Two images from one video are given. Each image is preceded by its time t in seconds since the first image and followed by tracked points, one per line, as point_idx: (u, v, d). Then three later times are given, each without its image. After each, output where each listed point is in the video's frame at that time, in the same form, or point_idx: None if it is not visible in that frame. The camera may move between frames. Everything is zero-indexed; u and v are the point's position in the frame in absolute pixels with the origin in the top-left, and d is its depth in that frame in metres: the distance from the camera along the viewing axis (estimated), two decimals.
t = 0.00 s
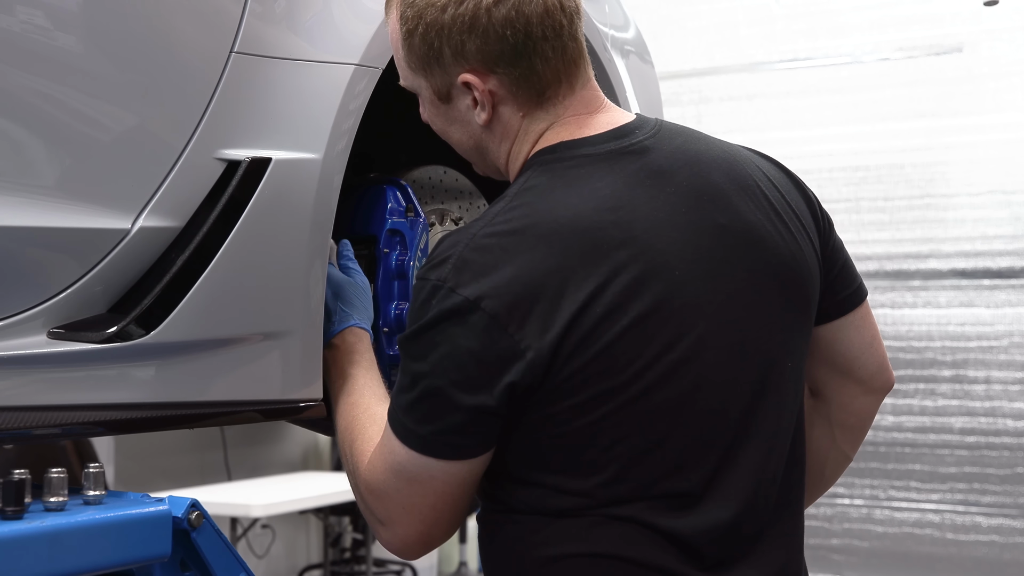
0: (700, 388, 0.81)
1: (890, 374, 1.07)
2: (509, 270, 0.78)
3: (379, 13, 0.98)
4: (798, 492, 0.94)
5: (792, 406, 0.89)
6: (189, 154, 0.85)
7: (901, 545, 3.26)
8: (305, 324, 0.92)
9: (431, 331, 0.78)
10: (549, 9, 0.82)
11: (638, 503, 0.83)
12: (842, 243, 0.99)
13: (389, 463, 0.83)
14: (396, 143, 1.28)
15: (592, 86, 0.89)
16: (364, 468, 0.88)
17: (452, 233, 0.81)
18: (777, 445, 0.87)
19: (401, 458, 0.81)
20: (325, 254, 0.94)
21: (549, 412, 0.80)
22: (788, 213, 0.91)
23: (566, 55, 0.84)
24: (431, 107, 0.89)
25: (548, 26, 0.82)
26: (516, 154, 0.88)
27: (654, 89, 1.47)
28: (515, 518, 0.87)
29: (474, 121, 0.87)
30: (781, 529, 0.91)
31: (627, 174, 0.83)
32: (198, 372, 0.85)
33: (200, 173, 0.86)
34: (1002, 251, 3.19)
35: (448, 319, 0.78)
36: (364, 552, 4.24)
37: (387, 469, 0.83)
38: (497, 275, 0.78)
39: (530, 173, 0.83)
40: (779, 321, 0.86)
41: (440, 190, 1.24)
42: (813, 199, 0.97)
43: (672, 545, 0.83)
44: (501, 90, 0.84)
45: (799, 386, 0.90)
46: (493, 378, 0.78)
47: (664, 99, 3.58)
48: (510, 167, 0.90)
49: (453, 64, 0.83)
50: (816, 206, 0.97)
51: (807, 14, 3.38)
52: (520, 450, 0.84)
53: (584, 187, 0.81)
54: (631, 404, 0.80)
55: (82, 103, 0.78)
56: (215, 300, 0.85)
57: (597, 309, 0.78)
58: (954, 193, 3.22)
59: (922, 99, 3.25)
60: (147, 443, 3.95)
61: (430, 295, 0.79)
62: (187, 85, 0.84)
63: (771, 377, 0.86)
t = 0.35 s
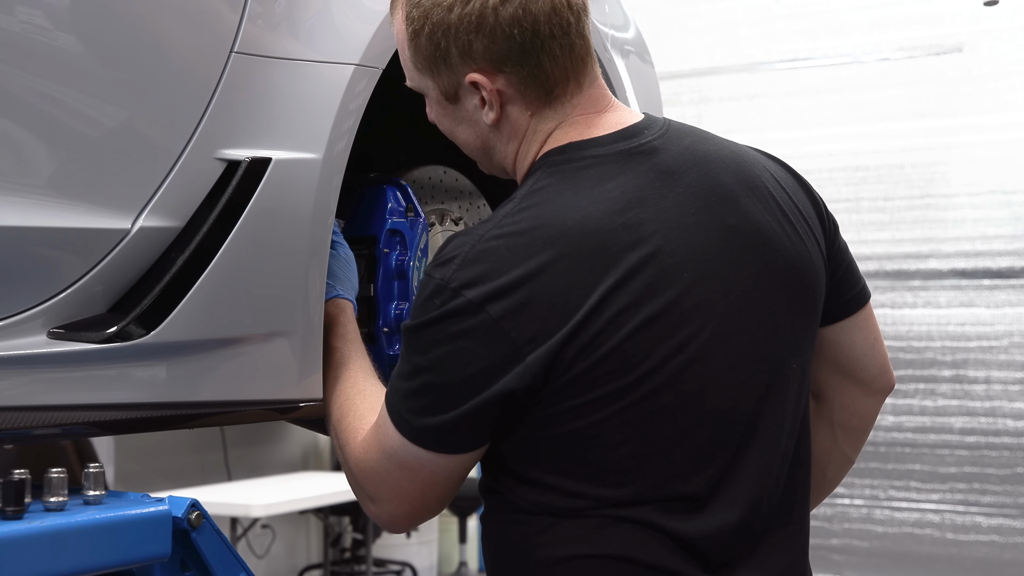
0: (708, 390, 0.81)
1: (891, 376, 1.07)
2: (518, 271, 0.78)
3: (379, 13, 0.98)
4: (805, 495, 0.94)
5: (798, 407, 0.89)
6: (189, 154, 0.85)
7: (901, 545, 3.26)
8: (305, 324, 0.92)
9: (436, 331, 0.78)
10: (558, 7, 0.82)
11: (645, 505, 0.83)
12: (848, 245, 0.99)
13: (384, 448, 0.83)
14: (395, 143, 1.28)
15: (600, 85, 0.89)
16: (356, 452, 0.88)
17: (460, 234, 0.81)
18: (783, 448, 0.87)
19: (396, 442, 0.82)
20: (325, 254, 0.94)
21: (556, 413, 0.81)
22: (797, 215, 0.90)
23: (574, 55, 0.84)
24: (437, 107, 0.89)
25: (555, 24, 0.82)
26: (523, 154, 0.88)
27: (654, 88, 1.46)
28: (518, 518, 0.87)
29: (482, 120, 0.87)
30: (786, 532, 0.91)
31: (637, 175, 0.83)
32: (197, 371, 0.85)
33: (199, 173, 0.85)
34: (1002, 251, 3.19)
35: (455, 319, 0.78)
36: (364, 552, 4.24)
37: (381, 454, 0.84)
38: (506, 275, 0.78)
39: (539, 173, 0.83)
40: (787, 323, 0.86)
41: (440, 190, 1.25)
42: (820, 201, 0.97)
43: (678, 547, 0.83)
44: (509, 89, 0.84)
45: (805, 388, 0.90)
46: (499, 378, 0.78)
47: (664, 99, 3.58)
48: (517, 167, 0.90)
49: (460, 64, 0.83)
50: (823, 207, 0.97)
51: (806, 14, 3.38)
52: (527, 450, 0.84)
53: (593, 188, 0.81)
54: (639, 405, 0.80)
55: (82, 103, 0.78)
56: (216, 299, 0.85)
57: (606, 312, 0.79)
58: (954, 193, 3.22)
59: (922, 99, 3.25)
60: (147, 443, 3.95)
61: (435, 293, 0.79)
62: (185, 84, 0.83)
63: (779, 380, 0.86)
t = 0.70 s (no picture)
0: (709, 393, 0.81)
1: (903, 375, 1.07)
2: (519, 275, 0.78)
3: (379, 13, 0.98)
4: (809, 495, 0.94)
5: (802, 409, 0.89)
6: (189, 154, 0.85)
7: (901, 545, 3.26)
8: (306, 325, 0.92)
9: (437, 338, 0.79)
10: (566, 10, 0.82)
11: (647, 509, 0.83)
12: (853, 244, 0.99)
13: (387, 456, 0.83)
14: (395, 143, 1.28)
15: (605, 86, 0.89)
16: (358, 459, 0.88)
17: (463, 239, 0.82)
18: (786, 449, 0.87)
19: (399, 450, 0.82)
20: (325, 254, 0.94)
21: (559, 418, 0.81)
22: (799, 215, 0.90)
23: (581, 58, 0.84)
24: (442, 106, 0.89)
25: (564, 28, 0.82)
26: (526, 155, 0.88)
27: (654, 88, 1.46)
28: (521, 520, 0.87)
29: (486, 121, 0.87)
30: (791, 532, 0.91)
31: (639, 177, 0.83)
32: (198, 373, 0.85)
33: (200, 173, 0.86)
34: (1002, 251, 3.19)
35: (455, 325, 0.78)
36: (364, 552, 4.24)
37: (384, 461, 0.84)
38: (507, 281, 0.78)
39: (541, 178, 0.84)
40: (789, 324, 0.86)
41: (440, 190, 1.25)
42: (824, 199, 0.97)
43: (681, 551, 0.83)
44: (515, 91, 0.84)
45: (809, 388, 0.90)
46: (499, 383, 0.78)
47: (664, 99, 3.58)
48: (519, 168, 0.90)
49: (466, 65, 0.83)
50: (827, 205, 0.96)
51: (806, 14, 3.38)
52: (529, 453, 0.84)
53: (595, 191, 0.81)
54: (640, 409, 0.80)
55: (81, 103, 0.78)
56: (217, 301, 0.85)
57: (607, 316, 0.78)
58: (954, 193, 3.22)
59: (922, 99, 3.25)
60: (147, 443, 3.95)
61: (437, 300, 0.79)
62: (185, 84, 0.83)
63: (781, 381, 0.86)
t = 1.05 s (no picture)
0: (712, 395, 0.81)
1: (904, 375, 1.07)
2: (522, 277, 0.78)
3: (379, 13, 0.98)
4: (812, 496, 0.94)
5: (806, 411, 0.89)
6: (189, 154, 0.85)
7: (901, 545, 3.26)
8: (308, 325, 0.92)
9: (436, 339, 0.79)
10: (578, 12, 0.82)
11: (649, 510, 0.83)
12: (856, 244, 0.99)
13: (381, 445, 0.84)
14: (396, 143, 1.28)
15: (612, 89, 0.89)
16: (350, 449, 0.89)
17: (466, 240, 0.82)
18: (790, 451, 0.87)
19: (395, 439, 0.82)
20: (326, 254, 0.94)
21: (563, 420, 0.81)
22: (804, 216, 0.90)
23: (591, 61, 0.84)
24: (447, 102, 0.89)
25: (576, 29, 0.82)
26: (531, 154, 0.88)
27: (654, 89, 1.46)
28: (523, 520, 0.87)
29: (493, 120, 0.87)
30: (795, 532, 0.91)
31: (643, 179, 0.83)
32: (198, 372, 0.85)
33: (200, 173, 0.86)
34: (1002, 251, 3.19)
35: (456, 326, 0.78)
36: (364, 553, 4.24)
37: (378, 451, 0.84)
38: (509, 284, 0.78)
39: (545, 179, 0.84)
40: (793, 325, 0.86)
41: (440, 190, 1.25)
42: (828, 200, 0.97)
43: (683, 552, 0.83)
44: (523, 91, 0.84)
45: (813, 389, 0.90)
46: (500, 385, 0.78)
47: (664, 99, 3.58)
48: (522, 168, 0.90)
49: (476, 63, 0.83)
50: (831, 205, 0.97)
51: (806, 14, 3.38)
52: (532, 453, 0.84)
53: (598, 193, 0.82)
54: (642, 412, 0.80)
55: (81, 103, 0.78)
56: (220, 301, 0.85)
57: (610, 317, 0.78)
58: (954, 193, 3.22)
59: (922, 99, 3.25)
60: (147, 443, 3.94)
61: (435, 304, 0.79)
62: (185, 84, 0.83)
63: (785, 382, 0.86)
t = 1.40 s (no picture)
0: (702, 393, 0.81)
1: (915, 382, 1.07)
2: (511, 276, 0.78)
3: (379, 13, 0.97)
4: (809, 499, 0.93)
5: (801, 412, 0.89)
6: (190, 154, 0.85)
7: (901, 545, 3.27)
8: (307, 325, 0.92)
9: (430, 338, 0.79)
10: (576, 14, 0.82)
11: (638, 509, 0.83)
12: (858, 247, 0.98)
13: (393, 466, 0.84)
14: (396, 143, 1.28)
15: (608, 90, 0.89)
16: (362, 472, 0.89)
17: (459, 241, 0.82)
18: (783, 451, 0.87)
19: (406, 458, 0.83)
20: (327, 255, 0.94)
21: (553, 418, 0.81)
22: (801, 216, 0.90)
23: (588, 63, 0.84)
24: (443, 103, 0.89)
25: (574, 32, 0.82)
26: (527, 155, 0.88)
27: (654, 89, 1.46)
28: (519, 519, 0.87)
29: (489, 120, 0.87)
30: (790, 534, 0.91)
31: (634, 177, 0.83)
32: (200, 373, 0.85)
33: (200, 173, 0.86)
34: (1002, 251, 3.19)
35: (449, 328, 0.78)
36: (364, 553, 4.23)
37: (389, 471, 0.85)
38: (497, 283, 0.78)
39: (537, 180, 0.84)
40: (786, 325, 0.86)
41: (440, 191, 1.25)
42: (830, 201, 0.96)
43: (672, 551, 0.83)
44: (520, 91, 0.84)
45: (809, 389, 0.90)
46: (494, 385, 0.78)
47: (664, 99, 3.59)
48: (518, 168, 0.90)
49: (474, 64, 0.83)
50: (833, 207, 0.96)
51: (806, 14, 3.38)
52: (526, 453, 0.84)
53: (588, 192, 0.82)
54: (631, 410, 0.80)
55: (82, 103, 0.78)
56: (219, 301, 0.85)
57: (597, 314, 0.78)
58: (954, 193, 3.22)
59: (922, 99, 3.25)
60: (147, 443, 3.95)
61: (430, 307, 0.80)
62: (185, 84, 0.83)
63: (778, 383, 0.85)
